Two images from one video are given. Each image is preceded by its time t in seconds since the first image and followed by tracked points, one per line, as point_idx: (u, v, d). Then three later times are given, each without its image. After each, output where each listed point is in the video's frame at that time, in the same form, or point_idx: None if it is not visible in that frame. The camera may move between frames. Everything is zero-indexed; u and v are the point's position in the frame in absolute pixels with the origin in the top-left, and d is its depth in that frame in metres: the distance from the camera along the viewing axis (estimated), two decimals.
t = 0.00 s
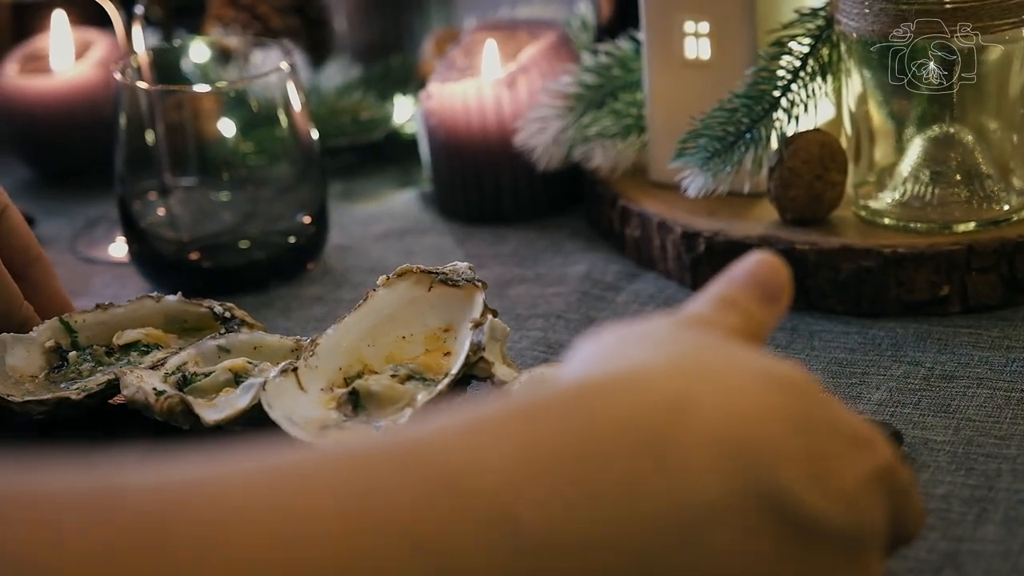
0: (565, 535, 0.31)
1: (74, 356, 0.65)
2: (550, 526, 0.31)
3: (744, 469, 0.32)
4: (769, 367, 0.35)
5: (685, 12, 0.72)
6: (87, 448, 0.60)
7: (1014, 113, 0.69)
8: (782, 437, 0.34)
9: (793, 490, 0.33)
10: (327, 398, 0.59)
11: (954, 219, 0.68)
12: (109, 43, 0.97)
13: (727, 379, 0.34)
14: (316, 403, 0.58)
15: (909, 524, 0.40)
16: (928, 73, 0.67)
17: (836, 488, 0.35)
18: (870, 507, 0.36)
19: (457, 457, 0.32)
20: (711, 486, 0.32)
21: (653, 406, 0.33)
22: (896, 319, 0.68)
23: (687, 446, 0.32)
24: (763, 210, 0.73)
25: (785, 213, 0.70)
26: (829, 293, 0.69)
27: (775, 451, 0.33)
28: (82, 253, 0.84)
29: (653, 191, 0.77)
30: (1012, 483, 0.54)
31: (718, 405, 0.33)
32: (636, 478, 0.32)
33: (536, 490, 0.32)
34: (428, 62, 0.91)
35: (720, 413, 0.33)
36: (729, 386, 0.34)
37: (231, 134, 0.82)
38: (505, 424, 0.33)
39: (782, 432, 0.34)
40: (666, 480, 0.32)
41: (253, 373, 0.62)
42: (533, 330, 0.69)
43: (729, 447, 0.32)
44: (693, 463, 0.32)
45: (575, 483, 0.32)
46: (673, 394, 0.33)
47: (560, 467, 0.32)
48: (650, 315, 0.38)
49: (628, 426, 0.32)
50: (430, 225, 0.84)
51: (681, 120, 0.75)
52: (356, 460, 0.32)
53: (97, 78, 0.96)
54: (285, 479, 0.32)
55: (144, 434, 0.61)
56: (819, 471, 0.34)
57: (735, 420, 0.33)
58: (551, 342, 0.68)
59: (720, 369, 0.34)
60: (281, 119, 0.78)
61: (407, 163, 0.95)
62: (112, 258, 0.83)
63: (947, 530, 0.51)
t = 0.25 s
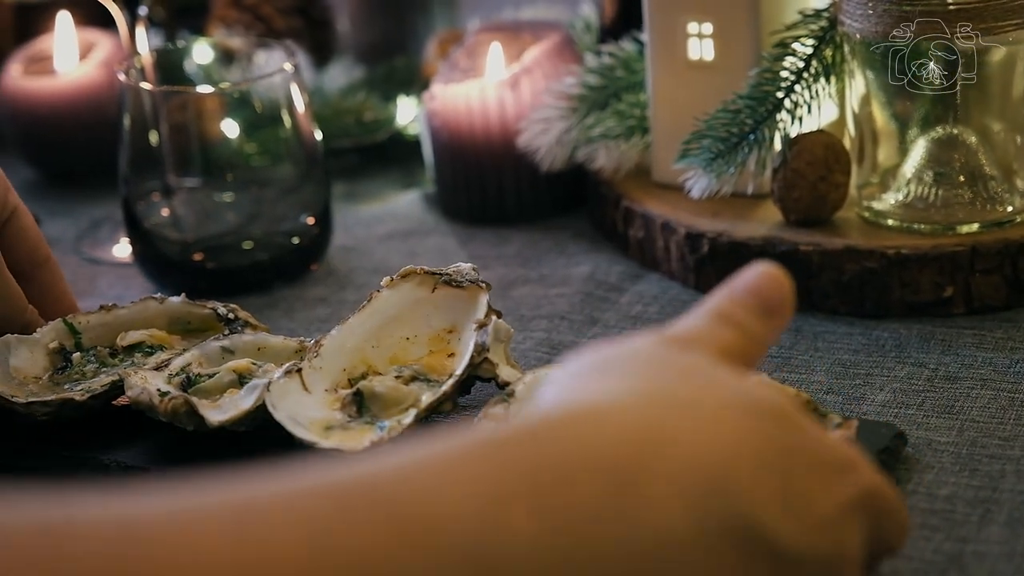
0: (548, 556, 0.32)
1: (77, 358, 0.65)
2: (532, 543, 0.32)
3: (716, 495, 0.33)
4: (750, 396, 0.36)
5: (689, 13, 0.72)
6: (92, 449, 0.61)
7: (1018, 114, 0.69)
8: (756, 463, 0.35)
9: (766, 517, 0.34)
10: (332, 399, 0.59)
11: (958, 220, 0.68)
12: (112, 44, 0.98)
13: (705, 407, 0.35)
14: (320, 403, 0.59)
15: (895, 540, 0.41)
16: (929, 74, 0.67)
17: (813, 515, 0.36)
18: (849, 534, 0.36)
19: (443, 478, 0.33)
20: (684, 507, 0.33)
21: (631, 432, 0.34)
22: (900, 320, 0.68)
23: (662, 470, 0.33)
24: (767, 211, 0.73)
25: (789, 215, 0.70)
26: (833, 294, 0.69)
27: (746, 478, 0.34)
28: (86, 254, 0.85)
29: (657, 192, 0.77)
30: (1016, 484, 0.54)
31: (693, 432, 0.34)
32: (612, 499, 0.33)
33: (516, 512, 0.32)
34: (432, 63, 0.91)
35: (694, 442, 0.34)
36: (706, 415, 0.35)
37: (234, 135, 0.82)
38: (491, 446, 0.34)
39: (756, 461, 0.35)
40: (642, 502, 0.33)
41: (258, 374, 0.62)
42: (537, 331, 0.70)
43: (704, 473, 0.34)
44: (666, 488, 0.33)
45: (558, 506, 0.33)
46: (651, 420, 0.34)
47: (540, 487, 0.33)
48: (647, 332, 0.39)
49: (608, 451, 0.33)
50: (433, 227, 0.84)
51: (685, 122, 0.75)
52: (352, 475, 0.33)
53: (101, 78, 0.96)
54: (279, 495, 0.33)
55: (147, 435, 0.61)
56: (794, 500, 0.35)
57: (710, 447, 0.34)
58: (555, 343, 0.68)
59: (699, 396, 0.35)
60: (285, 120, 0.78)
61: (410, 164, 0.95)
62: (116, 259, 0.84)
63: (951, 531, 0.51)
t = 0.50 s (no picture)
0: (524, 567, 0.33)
1: (83, 360, 0.65)
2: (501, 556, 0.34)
3: (686, 508, 0.34)
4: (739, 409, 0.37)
5: (693, 15, 0.72)
6: (96, 451, 0.61)
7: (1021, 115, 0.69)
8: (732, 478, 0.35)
9: (737, 532, 0.35)
10: (337, 400, 0.59)
11: (962, 223, 0.68)
12: (116, 45, 0.97)
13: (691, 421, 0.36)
14: (325, 405, 0.59)
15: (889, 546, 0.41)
16: (929, 74, 0.67)
17: (794, 530, 0.36)
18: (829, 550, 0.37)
19: (431, 485, 0.35)
20: (654, 521, 0.34)
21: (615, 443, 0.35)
22: (904, 322, 0.68)
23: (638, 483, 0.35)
24: (770, 214, 0.73)
25: (792, 217, 0.71)
26: (836, 296, 0.69)
27: (721, 493, 0.35)
28: (90, 255, 0.85)
29: (661, 194, 0.77)
30: (1020, 486, 0.54)
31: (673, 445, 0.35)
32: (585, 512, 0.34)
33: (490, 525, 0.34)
34: (435, 64, 0.91)
35: (672, 454, 0.35)
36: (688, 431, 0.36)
37: (238, 137, 0.83)
38: (490, 455, 0.36)
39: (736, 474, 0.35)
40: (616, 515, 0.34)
41: (263, 376, 0.62)
42: (542, 333, 0.70)
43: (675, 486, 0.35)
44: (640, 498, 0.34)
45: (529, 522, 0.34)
46: (633, 434, 0.36)
47: (524, 499, 0.34)
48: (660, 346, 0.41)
49: (591, 465, 0.35)
50: (437, 228, 0.85)
51: (689, 124, 0.75)
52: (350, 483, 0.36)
53: (104, 80, 0.96)
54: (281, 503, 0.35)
55: (152, 436, 0.62)
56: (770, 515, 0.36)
57: (689, 461, 0.35)
58: (559, 345, 0.68)
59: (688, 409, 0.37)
60: (289, 122, 0.79)
61: (414, 165, 0.95)
62: (120, 260, 0.84)
63: (956, 533, 0.51)
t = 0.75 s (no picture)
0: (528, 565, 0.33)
1: (88, 362, 0.65)
2: (509, 559, 0.33)
3: (688, 522, 0.34)
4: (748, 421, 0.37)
5: (697, 18, 0.73)
6: (101, 453, 0.61)
7: None
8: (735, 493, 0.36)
9: (737, 547, 0.35)
10: (342, 403, 0.59)
11: (965, 225, 0.68)
12: (120, 47, 0.97)
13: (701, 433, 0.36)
14: (331, 407, 0.59)
15: (883, 562, 0.42)
16: (929, 73, 0.67)
17: (784, 544, 0.36)
18: (825, 567, 0.37)
19: (435, 485, 0.35)
20: (657, 531, 0.34)
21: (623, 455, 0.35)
22: (908, 324, 0.69)
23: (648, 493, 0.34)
24: (774, 216, 0.73)
25: (796, 219, 0.71)
26: (839, 299, 0.69)
27: (727, 508, 0.35)
28: (94, 257, 0.85)
29: (665, 196, 0.77)
30: None
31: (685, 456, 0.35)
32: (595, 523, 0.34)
33: (501, 527, 0.33)
34: (439, 67, 0.91)
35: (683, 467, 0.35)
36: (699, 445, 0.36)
37: (243, 139, 0.84)
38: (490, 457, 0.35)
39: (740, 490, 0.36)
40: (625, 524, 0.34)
41: (268, 378, 0.62)
42: (546, 335, 0.70)
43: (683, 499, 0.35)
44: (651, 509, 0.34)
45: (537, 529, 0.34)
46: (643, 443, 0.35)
47: (533, 502, 0.34)
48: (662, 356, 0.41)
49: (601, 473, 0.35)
50: (440, 230, 0.85)
51: (692, 128, 0.76)
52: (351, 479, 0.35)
53: (108, 82, 0.96)
54: (284, 499, 0.34)
55: (157, 438, 0.62)
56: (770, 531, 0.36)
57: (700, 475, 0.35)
58: (563, 348, 0.68)
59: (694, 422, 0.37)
60: (293, 124, 0.79)
61: (417, 168, 0.96)
62: (124, 262, 0.84)
63: (960, 536, 0.51)
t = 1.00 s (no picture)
0: None
1: (94, 364, 0.65)
2: None
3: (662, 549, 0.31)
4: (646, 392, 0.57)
5: (702, 21, 0.73)
6: (109, 455, 0.62)
7: None
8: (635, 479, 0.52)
9: None
10: (349, 404, 0.60)
11: (969, 228, 0.69)
12: (125, 49, 0.97)
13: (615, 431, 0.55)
14: (337, 409, 0.60)
15: None
16: (929, 74, 0.67)
17: None
18: None
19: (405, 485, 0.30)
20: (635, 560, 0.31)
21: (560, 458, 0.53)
22: (912, 327, 0.69)
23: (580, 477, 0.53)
24: (778, 219, 0.74)
25: (800, 222, 0.71)
26: (843, 301, 0.69)
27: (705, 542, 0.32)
28: (98, 259, 0.85)
29: (669, 199, 0.77)
30: None
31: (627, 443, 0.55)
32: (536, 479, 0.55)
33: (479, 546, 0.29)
34: (443, 69, 0.91)
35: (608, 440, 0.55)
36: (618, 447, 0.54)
37: (247, 140, 0.82)
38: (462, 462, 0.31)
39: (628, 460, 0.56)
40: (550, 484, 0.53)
41: (274, 380, 0.62)
42: (551, 338, 0.70)
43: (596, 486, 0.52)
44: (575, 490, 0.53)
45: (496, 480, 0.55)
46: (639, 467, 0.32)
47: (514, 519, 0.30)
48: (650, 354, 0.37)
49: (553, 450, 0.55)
50: (445, 232, 0.85)
51: (696, 130, 0.76)
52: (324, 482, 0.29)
53: (113, 84, 0.96)
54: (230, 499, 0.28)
55: (164, 440, 0.63)
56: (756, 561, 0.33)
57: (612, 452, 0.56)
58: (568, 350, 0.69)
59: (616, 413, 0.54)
60: (298, 126, 0.79)
61: (421, 170, 0.96)
62: (128, 264, 0.84)
63: (965, 538, 0.52)
